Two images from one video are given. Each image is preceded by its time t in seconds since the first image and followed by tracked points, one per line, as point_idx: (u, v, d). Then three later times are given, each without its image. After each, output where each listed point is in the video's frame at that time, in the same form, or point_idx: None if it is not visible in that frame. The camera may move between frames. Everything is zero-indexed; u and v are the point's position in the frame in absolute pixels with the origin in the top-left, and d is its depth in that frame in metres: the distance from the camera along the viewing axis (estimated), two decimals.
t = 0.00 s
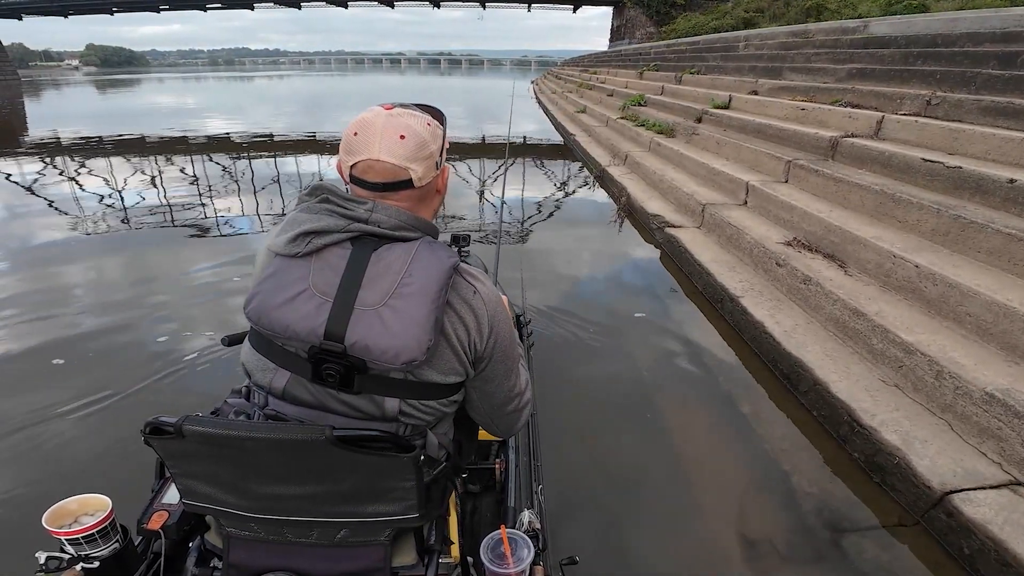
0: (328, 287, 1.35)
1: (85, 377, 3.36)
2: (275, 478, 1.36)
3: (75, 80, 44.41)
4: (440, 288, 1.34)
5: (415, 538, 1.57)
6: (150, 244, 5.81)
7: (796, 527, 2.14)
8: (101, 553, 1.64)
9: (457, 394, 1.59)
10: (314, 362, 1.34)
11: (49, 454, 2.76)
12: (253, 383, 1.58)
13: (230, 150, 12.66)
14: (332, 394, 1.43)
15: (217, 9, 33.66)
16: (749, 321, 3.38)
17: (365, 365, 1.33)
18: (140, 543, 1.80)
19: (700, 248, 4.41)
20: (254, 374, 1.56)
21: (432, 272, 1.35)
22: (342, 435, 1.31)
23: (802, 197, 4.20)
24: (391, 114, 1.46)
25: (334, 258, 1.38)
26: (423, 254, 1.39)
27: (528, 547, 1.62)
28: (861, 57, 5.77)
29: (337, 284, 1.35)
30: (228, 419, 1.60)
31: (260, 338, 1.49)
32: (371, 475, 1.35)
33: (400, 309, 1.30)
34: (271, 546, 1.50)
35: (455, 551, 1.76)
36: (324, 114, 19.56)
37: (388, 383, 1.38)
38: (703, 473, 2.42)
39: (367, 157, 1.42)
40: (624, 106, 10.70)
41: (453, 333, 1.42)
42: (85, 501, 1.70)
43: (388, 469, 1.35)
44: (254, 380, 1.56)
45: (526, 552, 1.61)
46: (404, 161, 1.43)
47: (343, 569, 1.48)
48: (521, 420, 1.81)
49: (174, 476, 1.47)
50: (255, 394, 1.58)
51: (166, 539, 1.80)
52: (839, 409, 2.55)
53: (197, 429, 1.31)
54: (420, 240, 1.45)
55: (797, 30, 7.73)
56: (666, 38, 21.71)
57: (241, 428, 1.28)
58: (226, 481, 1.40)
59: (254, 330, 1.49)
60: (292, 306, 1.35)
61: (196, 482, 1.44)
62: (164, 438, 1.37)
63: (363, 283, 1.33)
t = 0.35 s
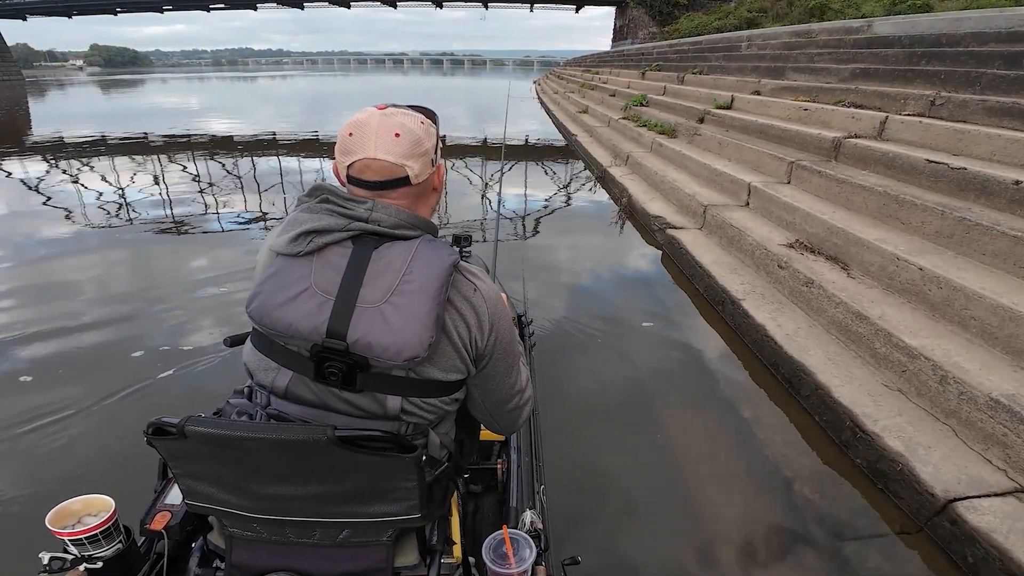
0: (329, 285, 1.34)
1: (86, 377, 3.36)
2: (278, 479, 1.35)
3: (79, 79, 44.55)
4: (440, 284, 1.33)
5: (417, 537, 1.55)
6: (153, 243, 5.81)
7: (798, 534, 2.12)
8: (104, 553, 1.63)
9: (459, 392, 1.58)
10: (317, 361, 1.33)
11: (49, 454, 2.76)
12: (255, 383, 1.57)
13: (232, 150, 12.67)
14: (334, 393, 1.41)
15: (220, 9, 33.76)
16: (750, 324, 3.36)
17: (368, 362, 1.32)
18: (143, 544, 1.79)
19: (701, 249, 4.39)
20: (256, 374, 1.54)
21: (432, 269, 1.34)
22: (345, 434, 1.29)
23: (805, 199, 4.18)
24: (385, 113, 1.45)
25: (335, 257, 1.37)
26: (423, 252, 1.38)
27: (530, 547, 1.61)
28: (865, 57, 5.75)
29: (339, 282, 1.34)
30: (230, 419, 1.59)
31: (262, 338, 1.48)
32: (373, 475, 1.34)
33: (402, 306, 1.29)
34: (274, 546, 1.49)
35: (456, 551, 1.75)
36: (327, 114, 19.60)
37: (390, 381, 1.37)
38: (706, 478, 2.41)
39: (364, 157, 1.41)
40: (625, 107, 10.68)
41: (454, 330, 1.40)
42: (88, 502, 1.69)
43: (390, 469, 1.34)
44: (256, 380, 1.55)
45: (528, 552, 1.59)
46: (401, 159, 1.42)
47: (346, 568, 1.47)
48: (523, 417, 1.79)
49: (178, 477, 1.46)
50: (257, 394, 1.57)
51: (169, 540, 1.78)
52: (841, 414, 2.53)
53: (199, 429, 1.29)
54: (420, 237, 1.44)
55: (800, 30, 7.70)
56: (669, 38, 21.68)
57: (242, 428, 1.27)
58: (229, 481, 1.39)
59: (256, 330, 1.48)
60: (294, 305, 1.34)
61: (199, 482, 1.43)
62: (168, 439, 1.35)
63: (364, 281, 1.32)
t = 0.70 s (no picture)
0: (330, 284, 1.33)
1: (87, 377, 3.35)
2: (281, 479, 1.34)
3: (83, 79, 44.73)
4: (440, 281, 1.32)
5: (420, 538, 1.54)
6: (155, 244, 5.81)
7: (800, 543, 2.10)
8: (109, 553, 1.61)
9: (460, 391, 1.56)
10: (319, 360, 1.31)
11: (49, 455, 2.75)
12: (257, 383, 1.55)
13: (235, 150, 12.68)
14: (336, 392, 1.40)
15: (223, 9, 33.84)
16: (752, 328, 3.34)
17: (369, 360, 1.30)
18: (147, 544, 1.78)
19: (704, 251, 4.37)
20: (258, 374, 1.53)
21: (432, 267, 1.33)
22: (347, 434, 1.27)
23: (808, 200, 4.16)
24: (379, 114, 1.44)
25: (336, 257, 1.36)
26: (423, 250, 1.36)
27: (532, 546, 1.59)
28: (869, 58, 5.71)
29: (339, 280, 1.32)
30: (233, 419, 1.58)
31: (264, 337, 1.47)
32: (375, 476, 1.32)
33: (402, 303, 1.28)
34: (277, 547, 1.48)
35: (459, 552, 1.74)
36: (329, 114, 19.62)
37: (392, 380, 1.35)
38: (708, 483, 2.39)
39: (360, 157, 1.39)
40: (627, 107, 10.65)
41: (455, 328, 1.39)
42: (92, 502, 1.68)
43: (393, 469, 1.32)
44: (258, 380, 1.53)
45: (530, 551, 1.57)
46: (397, 157, 1.40)
47: (350, 568, 1.46)
48: (525, 416, 1.77)
49: (181, 477, 1.44)
50: (260, 393, 1.56)
51: (172, 540, 1.77)
52: (844, 420, 2.50)
53: (201, 430, 1.27)
54: (420, 235, 1.42)
55: (803, 31, 7.67)
56: (671, 38, 21.65)
57: (245, 428, 1.25)
58: (232, 482, 1.37)
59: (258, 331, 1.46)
60: (295, 305, 1.32)
61: (202, 483, 1.41)
62: (172, 439, 1.34)
63: (364, 279, 1.31)
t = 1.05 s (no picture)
0: (329, 282, 1.31)
1: (86, 377, 3.34)
2: (281, 479, 1.32)
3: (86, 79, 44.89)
4: (439, 278, 1.30)
5: (420, 538, 1.52)
6: (155, 243, 5.80)
7: (801, 549, 2.08)
8: (108, 553, 1.60)
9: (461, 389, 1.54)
10: (319, 358, 1.30)
11: (47, 454, 2.73)
12: (257, 383, 1.53)
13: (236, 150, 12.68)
14: (336, 391, 1.38)
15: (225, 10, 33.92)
16: (753, 331, 3.31)
17: (369, 359, 1.29)
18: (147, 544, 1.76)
19: (704, 252, 4.35)
20: (258, 374, 1.51)
21: (431, 264, 1.31)
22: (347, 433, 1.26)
23: (809, 201, 4.14)
24: (372, 113, 1.42)
25: (334, 256, 1.34)
26: (422, 247, 1.35)
27: (532, 547, 1.57)
28: (871, 58, 5.68)
29: (338, 279, 1.31)
30: (233, 418, 1.56)
31: (264, 337, 1.45)
32: (376, 475, 1.31)
33: (401, 301, 1.26)
34: (277, 547, 1.47)
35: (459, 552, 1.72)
36: (331, 114, 19.62)
37: (392, 378, 1.34)
38: (710, 486, 2.38)
39: (356, 156, 1.38)
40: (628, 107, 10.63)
41: (455, 326, 1.37)
42: (92, 502, 1.66)
43: (393, 469, 1.30)
44: (258, 379, 1.51)
45: (531, 551, 1.56)
46: (392, 155, 1.39)
47: (349, 568, 1.45)
48: (526, 414, 1.76)
49: (181, 477, 1.42)
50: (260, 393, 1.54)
51: (172, 540, 1.75)
52: (845, 425, 2.48)
53: (201, 430, 1.26)
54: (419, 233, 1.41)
55: (804, 31, 7.64)
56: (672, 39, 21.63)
57: (244, 429, 1.23)
58: (232, 481, 1.36)
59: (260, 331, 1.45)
60: (295, 304, 1.31)
61: (202, 483, 1.40)
62: (172, 439, 1.32)
63: (363, 277, 1.30)
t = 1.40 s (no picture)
0: (330, 282, 1.30)
1: (86, 375, 3.32)
2: (282, 479, 1.31)
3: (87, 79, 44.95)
4: (440, 277, 1.29)
5: (421, 538, 1.50)
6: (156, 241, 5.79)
7: (804, 557, 2.06)
8: (110, 553, 1.59)
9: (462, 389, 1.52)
10: (320, 358, 1.29)
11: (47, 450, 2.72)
12: (259, 382, 1.52)
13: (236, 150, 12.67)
14: (337, 391, 1.37)
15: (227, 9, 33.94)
16: (755, 334, 3.29)
17: (369, 359, 1.27)
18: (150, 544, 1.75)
19: (706, 254, 4.33)
20: (259, 373, 1.49)
21: (432, 263, 1.30)
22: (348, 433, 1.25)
23: (812, 202, 4.11)
24: (371, 113, 1.41)
25: (335, 256, 1.33)
26: (422, 246, 1.33)
27: (534, 546, 1.56)
28: (875, 58, 5.65)
29: (339, 278, 1.30)
30: (234, 418, 1.55)
31: (264, 337, 1.44)
32: (377, 475, 1.29)
33: (402, 300, 1.25)
34: (278, 547, 1.45)
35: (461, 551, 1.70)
36: (333, 114, 19.64)
37: (393, 379, 1.32)
38: (711, 491, 2.36)
39: (356, 156, 1.36)
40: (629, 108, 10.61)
41: (456, 325, 1.35)
42: (94, 501, 1.65)
43: (394, 468, 1.29)
44: (259, 378, 1.50)
45: (532, 552, 1.54)
46: (392, 154, 1.37)
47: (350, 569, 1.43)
48: (528, 414, 1.74)
49: (182, 477, 1.41)
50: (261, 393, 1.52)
51: (174, 541, 1.74)
52: (848, 430, 2.46)
53: (202, 429, 1.24)
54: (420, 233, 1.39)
55: (807, 31, 7.60)
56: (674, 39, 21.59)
57: (245, 428, 1.22)
58: (233, 481, 1.34)
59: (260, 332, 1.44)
60: (295, 304, 1.30)
61: (203, 483, 1.38)
62: (173, 439, 1.30)
63: (364, 277, 1.28)
